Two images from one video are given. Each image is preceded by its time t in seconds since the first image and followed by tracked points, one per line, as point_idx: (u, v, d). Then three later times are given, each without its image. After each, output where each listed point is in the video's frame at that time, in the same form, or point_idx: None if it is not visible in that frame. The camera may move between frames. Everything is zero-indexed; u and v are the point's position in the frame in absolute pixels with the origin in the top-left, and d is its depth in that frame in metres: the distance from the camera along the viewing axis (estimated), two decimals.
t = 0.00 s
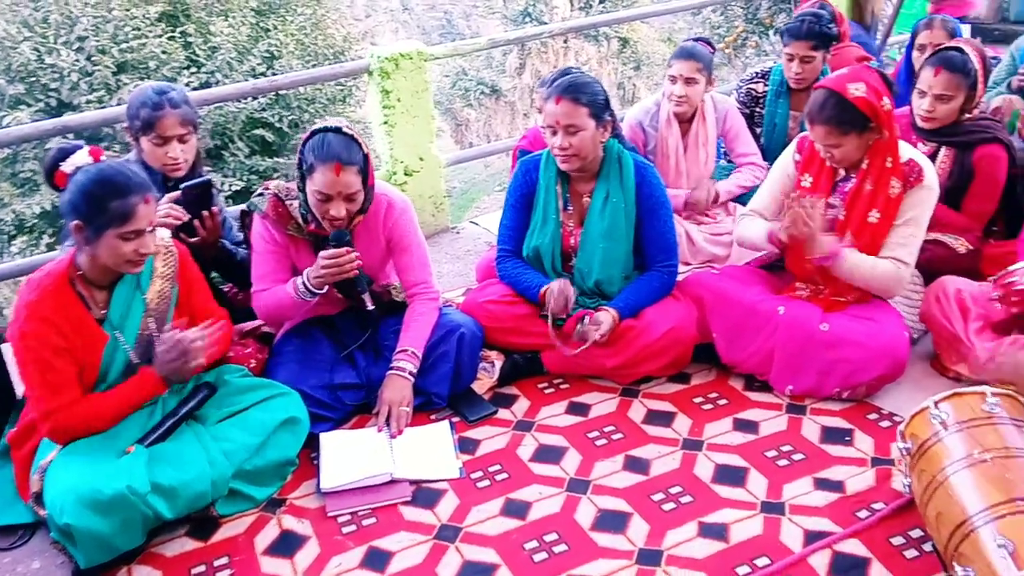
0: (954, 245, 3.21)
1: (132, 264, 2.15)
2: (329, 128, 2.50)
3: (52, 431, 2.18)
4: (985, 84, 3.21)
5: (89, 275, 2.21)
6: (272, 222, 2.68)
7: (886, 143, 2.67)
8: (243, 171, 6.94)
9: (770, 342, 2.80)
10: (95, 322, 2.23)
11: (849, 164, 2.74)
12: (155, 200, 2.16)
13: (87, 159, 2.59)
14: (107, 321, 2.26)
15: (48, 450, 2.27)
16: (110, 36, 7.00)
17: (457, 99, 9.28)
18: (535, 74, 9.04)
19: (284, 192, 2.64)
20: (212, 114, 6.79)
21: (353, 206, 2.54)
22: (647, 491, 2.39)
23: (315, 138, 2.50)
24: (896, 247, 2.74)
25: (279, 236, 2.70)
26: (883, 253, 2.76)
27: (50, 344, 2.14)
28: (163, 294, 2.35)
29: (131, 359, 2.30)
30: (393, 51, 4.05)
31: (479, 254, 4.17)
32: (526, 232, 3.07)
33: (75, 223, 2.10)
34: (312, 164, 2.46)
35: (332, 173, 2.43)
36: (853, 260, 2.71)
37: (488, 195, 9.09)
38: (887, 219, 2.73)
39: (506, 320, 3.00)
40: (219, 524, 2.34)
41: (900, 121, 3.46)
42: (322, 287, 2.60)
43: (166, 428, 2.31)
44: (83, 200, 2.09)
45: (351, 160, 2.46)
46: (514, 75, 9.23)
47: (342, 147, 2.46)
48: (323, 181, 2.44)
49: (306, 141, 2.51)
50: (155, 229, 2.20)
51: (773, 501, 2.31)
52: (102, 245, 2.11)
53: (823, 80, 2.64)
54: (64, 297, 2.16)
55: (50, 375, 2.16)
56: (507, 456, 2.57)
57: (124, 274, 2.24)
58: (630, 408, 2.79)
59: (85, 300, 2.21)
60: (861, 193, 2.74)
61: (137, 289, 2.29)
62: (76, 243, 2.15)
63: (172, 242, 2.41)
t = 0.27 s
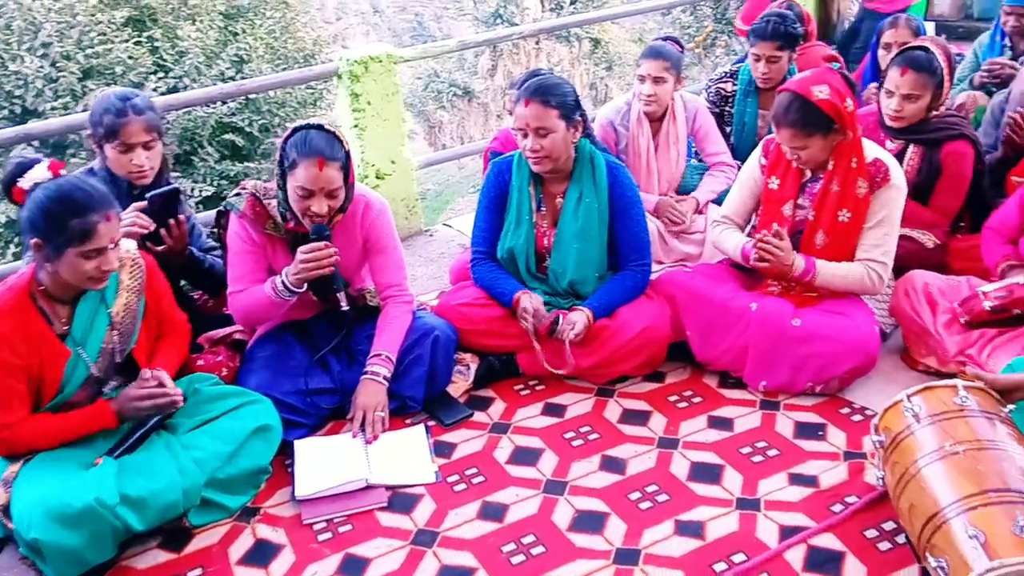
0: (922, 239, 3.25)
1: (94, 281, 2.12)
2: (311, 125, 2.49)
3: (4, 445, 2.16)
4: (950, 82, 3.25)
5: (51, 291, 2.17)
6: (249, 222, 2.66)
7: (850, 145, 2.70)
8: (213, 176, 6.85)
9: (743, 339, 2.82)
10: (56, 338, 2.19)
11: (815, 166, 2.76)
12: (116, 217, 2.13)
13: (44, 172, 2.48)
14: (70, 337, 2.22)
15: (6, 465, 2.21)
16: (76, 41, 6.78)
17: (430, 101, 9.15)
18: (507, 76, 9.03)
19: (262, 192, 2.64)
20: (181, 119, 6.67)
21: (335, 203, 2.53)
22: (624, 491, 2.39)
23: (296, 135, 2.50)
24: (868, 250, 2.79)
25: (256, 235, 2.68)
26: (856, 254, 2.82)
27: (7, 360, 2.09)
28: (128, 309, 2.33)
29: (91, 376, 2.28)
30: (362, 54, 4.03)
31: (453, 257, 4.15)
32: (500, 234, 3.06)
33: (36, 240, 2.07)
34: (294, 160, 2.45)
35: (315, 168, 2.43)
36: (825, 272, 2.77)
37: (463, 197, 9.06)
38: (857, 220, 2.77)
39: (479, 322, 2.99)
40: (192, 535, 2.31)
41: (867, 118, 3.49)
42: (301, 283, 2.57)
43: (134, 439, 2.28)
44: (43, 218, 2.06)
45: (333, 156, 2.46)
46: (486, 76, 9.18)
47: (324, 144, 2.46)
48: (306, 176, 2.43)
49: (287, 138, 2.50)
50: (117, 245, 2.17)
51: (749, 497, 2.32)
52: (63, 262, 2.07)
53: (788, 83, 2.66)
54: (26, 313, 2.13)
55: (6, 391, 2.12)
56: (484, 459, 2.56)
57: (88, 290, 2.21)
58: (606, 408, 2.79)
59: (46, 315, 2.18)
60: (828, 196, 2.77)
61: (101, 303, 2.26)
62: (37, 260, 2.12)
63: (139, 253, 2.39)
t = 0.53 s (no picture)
0: (903, 240, 3.27)
1: (65, 291, 2.11)
2: (296, 128, 2.49)
3: None
4: (929, 84, 3.28)
5: (25, 302, 2.16)
6: (233, 227, 2.65)
7: (833, 142, 2.72)
8: (196, 185, 6.80)
9: (727, 342, 2.83)
10: (32, 349, 2.18)
11: (798, 164, 2.77)
12: (81, 225, 2.10)
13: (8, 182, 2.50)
14: (47, 348, 2.20)
15: None
16: (54, 50, 6.68)
17: (413, 106, 9.24)
18: (490, 81, 9.02)
19: (246, 196, 2.62)
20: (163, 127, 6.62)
21: (320, 205, 2.52)
22: (611, 495, 2.39)
23: (281, 138, 2.49)
24: (847, 247, 2.80)
25: (241, 241, 2.67)
26: (836, 251, 2.81)
27: None
28: (108, 316, 2.30)
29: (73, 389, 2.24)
30: (343, 61, 4.02)
31: (437, 263, 4.15)
32: (482, 239, 3.05)
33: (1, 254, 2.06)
34: (280, 163, 2.45)
35: (301, 171, 2.42)
36: (808, 261, 2.73)
37: (448, 203, 9.04)
38: (836, 219, 2.78)
39: (464, 328, 2.98)
40: (176, 548, 2.28)
41: (847, 121, 3.52)
42: (288, 288, 2.56)
43: (117, 452, 2.26)
44: (6, 231, 2.04)
45: (318, 158, 2.45)
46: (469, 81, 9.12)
47: (309, 146, 2.45)
48: (292, 179, 2.42)
49: (272, 141, 2.49)
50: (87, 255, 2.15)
51: (735, 499, 2.33)
52: (30, 275, 2.06)
53: (769, 83, 2.67)
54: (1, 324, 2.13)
55: None
56: (470, 466, 2.56)
57: (62, 300, 2.19)
58: (592, 413, 2.79)
59: (21, 327, 2.17)
60: (809, 193, 2.78)
61: (76, 312, 2.24)
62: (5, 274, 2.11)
63: (115, 261, 2.35)
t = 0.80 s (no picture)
0: (890, 234, 3.28)
1: (44, 303, 2.10)
2: (279, 131, 2.47)
3: None
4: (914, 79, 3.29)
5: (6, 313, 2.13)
6: (218, 228, 2.63)
7: (816, 140, 2.71)
8: (182, 184, 6.76)
9: (716, 337, 2.83)
10: (13, 359, 2.16)
11: (781, 162, 2.78)
12: (53, 239, 2.06)
13: None
14: (27, 357, 2.19)
15: None
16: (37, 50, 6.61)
17: (401, 104, 9.21)
18: (478, 78, 9.01)
19: (230, 198, 2.61)
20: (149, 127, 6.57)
21: (306, 209, 2.51)
22: (601, 492, 2.39)
23: (265, 141, 2.47)
24: (835, 243, 2.82)
25: (226, 242, 2.65)
26: (824, 249, 2.85)
27: None
28: (92, 322, 2.29)
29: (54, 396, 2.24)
30: (328, 59, 4.00)
31: (425, 261, 4.14)
32: (470, 237, 3.05)
33: None
34: (264, 167, 2.43)
35: (285, 175, 2.40)
36: (793, 267, 2.79)
37: (437, 200, 9.03)
38: (823, 217, 2.80)
39: (453, 326, 2.98)
40: (165, 550, 2.27)
41: (833, 115, 3.53)
42: (276, 292, 2.55)
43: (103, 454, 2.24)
44: None
45: (303, 161, 2.44)
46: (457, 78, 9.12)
47: (293, 149, 2.44)
48: (276, 183, 2.41)
49: (255, 144, 2.48)
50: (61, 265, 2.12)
51: (725, 494, 2.33)
52: (7, 290, 2.04)
53: (756, 75, 2.66)
54: None
55: None
56: (460, 464, 2.55)
57: (44, 310, 2.17)
58: (581, 409, 2.79)
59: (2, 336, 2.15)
60: (795, 191, 2.79)
61: (58, 322, 2.22)
62: None
63: (99, 267, 2.33)
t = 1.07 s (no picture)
0: (886, 230, 3.28)
1: (25, 304, 2.10)
2: (272, 127, 2.46)
3: None
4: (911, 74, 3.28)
5: None
6: (213, 226, 2.63)
7: (814, 131, 2.72)
8: (178, 183, 6.75)
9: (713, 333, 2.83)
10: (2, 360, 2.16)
11: (779, 153, 2.78)
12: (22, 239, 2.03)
13: None
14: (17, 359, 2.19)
15: None
16: (32, 49, 6.57)
17: (397, 102, 9.16)
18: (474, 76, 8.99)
19: (224, 195, 2.61)
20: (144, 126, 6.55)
21: (298, 205, 2.51)
22: (598, 488, 2.39)
23: (257, 137, 2.47)
24: (832, 237, 2.82)
25: (221, 240, 2.64)
26: (821, 242, 2.84)
27: None
28: (81, 321, 2.26)
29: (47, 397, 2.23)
30: (323, 57, 3.99)
31: (422, 258, 4.13)
32: (467, 234, 3.05)
33: None
34: (257, 163, 2.43)
35: (278, 171, 2.40)
36: (798, 250, 2.73)
37: (434, 198, 9.02)
38: (818, 208, 2.79)
39: (450, 324, 2.98)
40: (162, 548, 2.27)
41: (829, 111, 3.53)
42: (270, 288, 2.53)
43: (100, 454, 2.24)
44: None
45: (296, 157, 2.44)
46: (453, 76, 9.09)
47: (286, 145, 2.43)
48: (269, 179, 2.40)
49: (248, 141, 2.47)
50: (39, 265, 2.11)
51: (722, 490, 2.34)
52: None
53: (755, 67, 2.68)
54: None
55: None
56: (457, 462, 2.55)
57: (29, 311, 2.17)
58: (578, 406, 2.79)
59: None
60: (791, 183, 2.79)
61: (46, 322, 2.21)
62: None
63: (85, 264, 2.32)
